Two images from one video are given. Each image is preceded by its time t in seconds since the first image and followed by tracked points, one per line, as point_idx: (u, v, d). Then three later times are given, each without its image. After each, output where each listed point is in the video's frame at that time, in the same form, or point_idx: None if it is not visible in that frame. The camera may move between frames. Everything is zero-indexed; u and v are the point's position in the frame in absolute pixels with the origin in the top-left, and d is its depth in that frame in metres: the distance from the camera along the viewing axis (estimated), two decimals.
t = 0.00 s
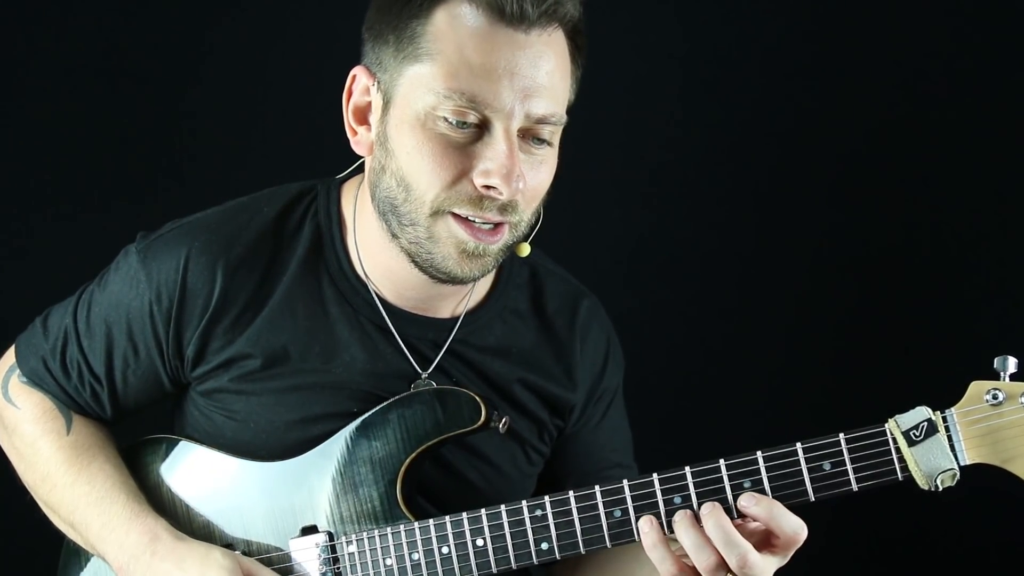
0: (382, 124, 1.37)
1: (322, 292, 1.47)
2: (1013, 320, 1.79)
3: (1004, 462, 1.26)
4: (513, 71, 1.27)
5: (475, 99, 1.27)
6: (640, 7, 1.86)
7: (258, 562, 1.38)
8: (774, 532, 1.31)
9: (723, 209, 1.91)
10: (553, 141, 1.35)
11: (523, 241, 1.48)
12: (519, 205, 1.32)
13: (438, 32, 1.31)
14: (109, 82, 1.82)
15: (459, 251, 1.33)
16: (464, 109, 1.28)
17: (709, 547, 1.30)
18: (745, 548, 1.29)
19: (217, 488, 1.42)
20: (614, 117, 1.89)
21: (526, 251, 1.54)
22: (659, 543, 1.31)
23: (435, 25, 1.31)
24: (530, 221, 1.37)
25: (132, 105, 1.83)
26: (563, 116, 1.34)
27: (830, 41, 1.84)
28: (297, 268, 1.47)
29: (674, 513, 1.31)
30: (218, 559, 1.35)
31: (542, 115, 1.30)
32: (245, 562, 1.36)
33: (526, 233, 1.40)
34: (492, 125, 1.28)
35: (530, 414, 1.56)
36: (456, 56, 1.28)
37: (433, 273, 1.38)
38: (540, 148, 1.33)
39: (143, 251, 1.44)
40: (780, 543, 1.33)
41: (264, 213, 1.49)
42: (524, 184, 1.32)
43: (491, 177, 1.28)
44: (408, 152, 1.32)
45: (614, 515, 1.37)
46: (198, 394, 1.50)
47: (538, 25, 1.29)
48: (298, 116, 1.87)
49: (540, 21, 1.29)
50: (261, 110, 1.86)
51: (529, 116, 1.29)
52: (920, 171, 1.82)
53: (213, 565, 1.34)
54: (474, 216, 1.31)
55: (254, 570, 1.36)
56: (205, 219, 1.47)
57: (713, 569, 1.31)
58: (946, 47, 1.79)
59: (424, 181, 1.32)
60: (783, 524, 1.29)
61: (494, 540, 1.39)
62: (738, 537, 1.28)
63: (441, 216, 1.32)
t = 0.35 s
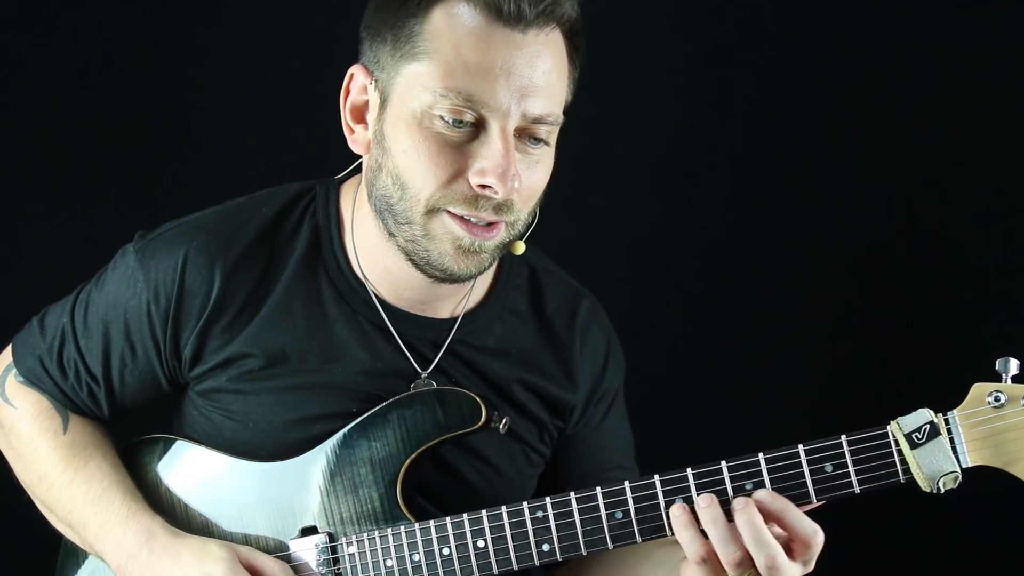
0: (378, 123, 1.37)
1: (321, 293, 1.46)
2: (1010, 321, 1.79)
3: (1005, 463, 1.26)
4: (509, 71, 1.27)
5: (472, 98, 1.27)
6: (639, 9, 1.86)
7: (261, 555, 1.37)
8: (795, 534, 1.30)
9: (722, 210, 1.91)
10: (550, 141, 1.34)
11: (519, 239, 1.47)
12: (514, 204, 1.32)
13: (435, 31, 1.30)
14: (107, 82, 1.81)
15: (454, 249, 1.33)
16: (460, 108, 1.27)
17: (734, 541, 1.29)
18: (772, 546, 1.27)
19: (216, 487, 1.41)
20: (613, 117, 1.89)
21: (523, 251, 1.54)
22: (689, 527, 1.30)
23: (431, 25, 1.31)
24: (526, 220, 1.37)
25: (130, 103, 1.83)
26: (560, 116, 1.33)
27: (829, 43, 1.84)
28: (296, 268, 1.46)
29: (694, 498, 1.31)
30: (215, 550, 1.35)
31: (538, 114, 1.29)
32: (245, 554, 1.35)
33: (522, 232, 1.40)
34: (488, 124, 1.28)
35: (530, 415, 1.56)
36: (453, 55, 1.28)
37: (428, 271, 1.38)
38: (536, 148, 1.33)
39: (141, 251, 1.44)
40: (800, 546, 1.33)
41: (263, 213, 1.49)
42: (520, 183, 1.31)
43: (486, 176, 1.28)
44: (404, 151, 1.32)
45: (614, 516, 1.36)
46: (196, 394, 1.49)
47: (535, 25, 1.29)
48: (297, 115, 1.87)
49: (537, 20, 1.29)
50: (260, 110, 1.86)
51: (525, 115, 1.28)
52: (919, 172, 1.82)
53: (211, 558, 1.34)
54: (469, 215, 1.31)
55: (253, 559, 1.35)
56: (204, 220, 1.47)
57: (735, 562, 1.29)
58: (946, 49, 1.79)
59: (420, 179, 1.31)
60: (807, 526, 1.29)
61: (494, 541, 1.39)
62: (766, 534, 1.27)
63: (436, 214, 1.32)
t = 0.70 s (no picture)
0: (378, 122, 1.37)
1: (321, 293, 1.46)
2: (1012, 321, 1.79)
3: (1006, 463, 1.26)
4: (509, 71, 1.26)
5: (471, 98, 1.26)
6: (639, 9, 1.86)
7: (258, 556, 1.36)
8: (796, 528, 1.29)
9: (722, 210, 1.90)
10: (550, 142, 1.34)
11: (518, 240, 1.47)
12: (513, 205, 1.32)
13: (435, 30, 1.30)
14: (107, 82, 1.82)
15: (453, 249, 1.33)
16: (460, 109, 1.27)
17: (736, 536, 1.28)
18: (771, 532, 1.28)
19: (214, 487, 1.41)
20: (613, 118, 1.89)
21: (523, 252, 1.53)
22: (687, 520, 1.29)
23: (432, 25, 1.30)
24: (525, 221, 1.37)
25: (131, 103, 1.83)
26: (560, 117, 1.33)
27: (830, 43, 1.84)
28: (295, 268, 1.46)
29: (696, 492, 1.29)
30: (213, 550, 1.34)
31: (538, 115, 1.29)
32: (243, 554, 1.35)
33: (522, 232, 1.39)
34: (488, 125, 1.28)
35: (530, 416, 1.55)
36: (453, 56, 1.27)
37: (427, 270, 1.37)
38: (535, 149, 1.32)
39: (141, 250, 1.43)
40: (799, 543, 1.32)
41: (264, 213, 1.49)
42: (519, 184, 1.31)
43: (485, 177, 1.28)
44: (404, 151, 1.32)
45: (614, 517, 1.36)
46: (195, 395, 1.49)
47: (536, 26, 1.28)
48: (298, 116, 1.87)
49: (538, 21, 1.28)
50: (260, 110, 1.86)
51: (525, 116, 1.28)
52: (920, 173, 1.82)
53: (208, 557, 1.34)
54: (468, 216, 1.31)
55: (248, 558, 1.35)
56: (204, 219, 1.46)
57: (738, 558, 1.28)
58: (947, 50, 1.79)
59: (420, 179, 1.31)
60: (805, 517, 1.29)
61: (493, 542, 1.38)
62: (765, 520, 1.27)
63: (435, 215, 1.32)
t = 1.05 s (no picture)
0: (383, 123, 1.37)
1: (320, 293, 1.46)
2: (1012, 323, 1.79)
3: (1006, 464, 1.26)
4: (517, 82, 1.25)
5: (478, 108, 1.26)
6: (640, 10, 1.86)
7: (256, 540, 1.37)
8: (798, 524, 1.29)
9: (722, 210, 1.90)
10: (554, 151, 1.33)
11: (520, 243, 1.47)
12: (516, 213, 1.32)
13: (445, 36, 1.29)
14: (106, 81, 1.82)
15: (454, 254, 1.33)
16: (466, 117, 1.26)
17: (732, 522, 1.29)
18: (769, 525, 1.27)
19: (213, 485, 1.41)
20: (613, 119, 1.89)
21: (524, 253, 1.53)
22: (687, 505, 1.29)
23: (441, 30, 1.30)
24: (526, 227, 1.37)
25: (131, 103, 1.83)
26: (565, 126, 1.32)
27: (830, 45, 1.84)
28: (295, 268, 1.46)
29: (694, 479, 1.30)
30: (208, 537, 1.35)
31: (544, 127, 1.28)
32: (239, 539, 1.36)
33: (523, 237, 1.39)
34: (493, 134, 1.27)
35: (530, 418, 1.55)
36: (462, 64, 1.27)
37: (429, 273, 1.38)
38: (540, 159, 1.32)
39: (141, 249, 1.43)
40: (802, 540, 1.32)
41: (264, 212, 1.48)
42: (522, 192, 1.31)
43: (490, 186, 1.27)
44: (408, 154, 1.31)
45: (613, 517, 1.35)
46: (195, 394, 1.49)
47: (545, 36, 1.27)
48: (298, 116, 1.87)
49: (548, 32, 1.27)
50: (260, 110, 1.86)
51: (531, 126, 1.27)
52: (920, 175, 1.82)
53: (204, 544, 1.34)
54: (471, 223, 1.31)
55: (245, 543, 1.35)
56: (205, 218, 1.46)
57: (733, 545, 1.29)
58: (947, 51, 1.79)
59: (424, 184, 1.31)
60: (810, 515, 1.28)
61: (493, 542, 1.38)
62: (764, 513, 1.27)
63: (437, 219, 1.32)
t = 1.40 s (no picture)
0: (382, 122, 1.37)
1: (319, 294, 1.46)
2: (1011, 322, 1.79)
3: (1005, 462, 1.26)
4: (516, 82, 1.26)
5: (477, 108, 1.26)
6: (640, 9, 1.86)
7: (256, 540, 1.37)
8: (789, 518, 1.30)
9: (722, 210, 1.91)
10: (552, 151, 1.33)
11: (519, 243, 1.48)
12: (514, 213, 1.32)
13: (444, 35, 1.29)
14: (107, 81, 1.82)
15: (452, 254, 1.33)
16: (465, 117, 1.26)
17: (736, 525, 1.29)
18: (769, 525, 1.28)
19: (213, 485, 1.41)
20: (613, 119, 1.89)
21: (523, 254, 1.53)
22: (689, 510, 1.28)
23: (441, 30, 1.30)
24: (524, 227, 1.37)
25: (130, 104, 1.83)
26: (563, 127, 1.32)
27: (829, 44, 1.84)
28: (295, 269, 1.46)
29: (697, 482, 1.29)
30: (211, 540, 1.35)
31: (542, 128, 1.28)
32: (241, 540, 1.35)
33: (521, 237, 1.39)
34: (491, 134, 1.27)
35: (529, 419, 1.55)
36: (461, 64, 1.27)
37: (426, 272, 1.38)
38: (537, 160, 1.32)
39: (141, 249, 1.44)
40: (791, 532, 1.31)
41: (263, 213, 1.49)
42: (520, 193, 1.31)
43: (487, 186, 1.28)
44: (406, 154, 1.31)
45: (613, 517, 1.36)
46: (194, 395, 1.49)
47: (545, 38, 1.27)
48: (298, 116, 1.87)
49: (547, 33, 1.27)
50: (260, 111, 1.86)
51: (529, 127, 1.27)
52: (920, 174, 1.82)
53: (207, 547, 1.34)
54: (469, 223, 1.31)
55: (249, 545, 1.35)
56: (205, 219, 1.47)
57: (737, 547, 1.29)
58: (947, 51, 1.79)
59: (422, 184, 1.31)
60: (798, 508, 1.28)
61: (493, 542, 1.38)
62: (764, 512, 1.27)
63: (435, 219, 1.32)
